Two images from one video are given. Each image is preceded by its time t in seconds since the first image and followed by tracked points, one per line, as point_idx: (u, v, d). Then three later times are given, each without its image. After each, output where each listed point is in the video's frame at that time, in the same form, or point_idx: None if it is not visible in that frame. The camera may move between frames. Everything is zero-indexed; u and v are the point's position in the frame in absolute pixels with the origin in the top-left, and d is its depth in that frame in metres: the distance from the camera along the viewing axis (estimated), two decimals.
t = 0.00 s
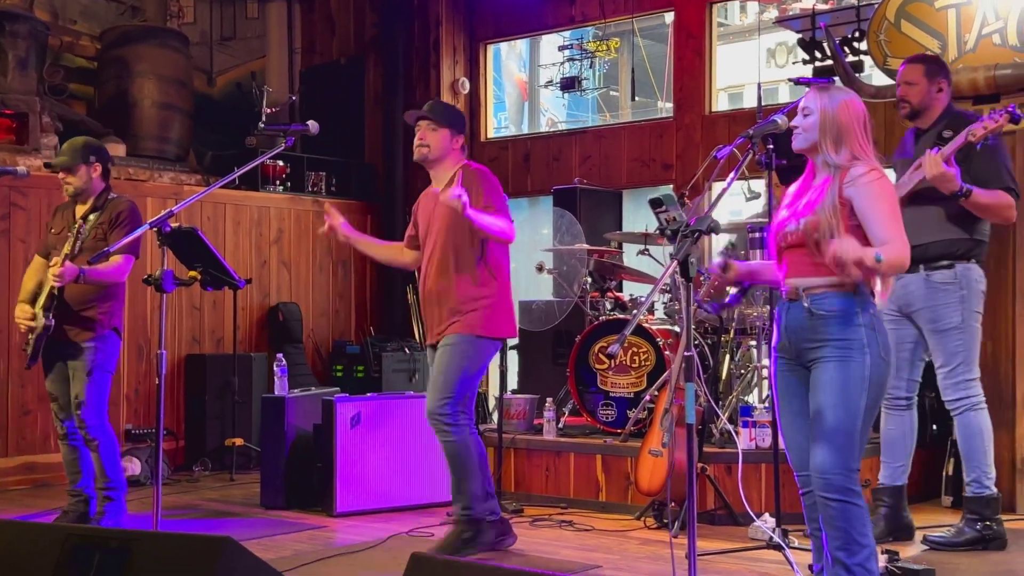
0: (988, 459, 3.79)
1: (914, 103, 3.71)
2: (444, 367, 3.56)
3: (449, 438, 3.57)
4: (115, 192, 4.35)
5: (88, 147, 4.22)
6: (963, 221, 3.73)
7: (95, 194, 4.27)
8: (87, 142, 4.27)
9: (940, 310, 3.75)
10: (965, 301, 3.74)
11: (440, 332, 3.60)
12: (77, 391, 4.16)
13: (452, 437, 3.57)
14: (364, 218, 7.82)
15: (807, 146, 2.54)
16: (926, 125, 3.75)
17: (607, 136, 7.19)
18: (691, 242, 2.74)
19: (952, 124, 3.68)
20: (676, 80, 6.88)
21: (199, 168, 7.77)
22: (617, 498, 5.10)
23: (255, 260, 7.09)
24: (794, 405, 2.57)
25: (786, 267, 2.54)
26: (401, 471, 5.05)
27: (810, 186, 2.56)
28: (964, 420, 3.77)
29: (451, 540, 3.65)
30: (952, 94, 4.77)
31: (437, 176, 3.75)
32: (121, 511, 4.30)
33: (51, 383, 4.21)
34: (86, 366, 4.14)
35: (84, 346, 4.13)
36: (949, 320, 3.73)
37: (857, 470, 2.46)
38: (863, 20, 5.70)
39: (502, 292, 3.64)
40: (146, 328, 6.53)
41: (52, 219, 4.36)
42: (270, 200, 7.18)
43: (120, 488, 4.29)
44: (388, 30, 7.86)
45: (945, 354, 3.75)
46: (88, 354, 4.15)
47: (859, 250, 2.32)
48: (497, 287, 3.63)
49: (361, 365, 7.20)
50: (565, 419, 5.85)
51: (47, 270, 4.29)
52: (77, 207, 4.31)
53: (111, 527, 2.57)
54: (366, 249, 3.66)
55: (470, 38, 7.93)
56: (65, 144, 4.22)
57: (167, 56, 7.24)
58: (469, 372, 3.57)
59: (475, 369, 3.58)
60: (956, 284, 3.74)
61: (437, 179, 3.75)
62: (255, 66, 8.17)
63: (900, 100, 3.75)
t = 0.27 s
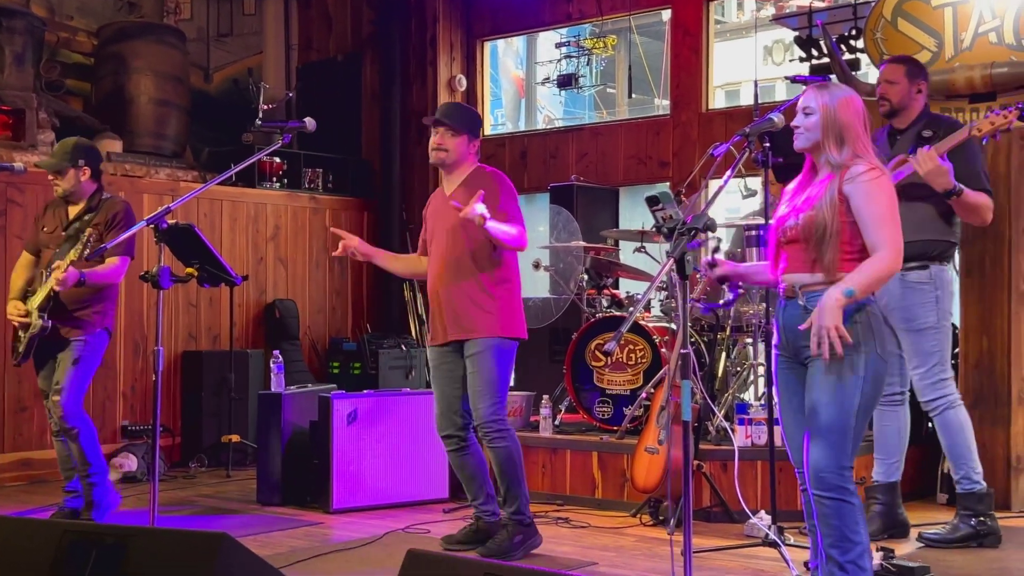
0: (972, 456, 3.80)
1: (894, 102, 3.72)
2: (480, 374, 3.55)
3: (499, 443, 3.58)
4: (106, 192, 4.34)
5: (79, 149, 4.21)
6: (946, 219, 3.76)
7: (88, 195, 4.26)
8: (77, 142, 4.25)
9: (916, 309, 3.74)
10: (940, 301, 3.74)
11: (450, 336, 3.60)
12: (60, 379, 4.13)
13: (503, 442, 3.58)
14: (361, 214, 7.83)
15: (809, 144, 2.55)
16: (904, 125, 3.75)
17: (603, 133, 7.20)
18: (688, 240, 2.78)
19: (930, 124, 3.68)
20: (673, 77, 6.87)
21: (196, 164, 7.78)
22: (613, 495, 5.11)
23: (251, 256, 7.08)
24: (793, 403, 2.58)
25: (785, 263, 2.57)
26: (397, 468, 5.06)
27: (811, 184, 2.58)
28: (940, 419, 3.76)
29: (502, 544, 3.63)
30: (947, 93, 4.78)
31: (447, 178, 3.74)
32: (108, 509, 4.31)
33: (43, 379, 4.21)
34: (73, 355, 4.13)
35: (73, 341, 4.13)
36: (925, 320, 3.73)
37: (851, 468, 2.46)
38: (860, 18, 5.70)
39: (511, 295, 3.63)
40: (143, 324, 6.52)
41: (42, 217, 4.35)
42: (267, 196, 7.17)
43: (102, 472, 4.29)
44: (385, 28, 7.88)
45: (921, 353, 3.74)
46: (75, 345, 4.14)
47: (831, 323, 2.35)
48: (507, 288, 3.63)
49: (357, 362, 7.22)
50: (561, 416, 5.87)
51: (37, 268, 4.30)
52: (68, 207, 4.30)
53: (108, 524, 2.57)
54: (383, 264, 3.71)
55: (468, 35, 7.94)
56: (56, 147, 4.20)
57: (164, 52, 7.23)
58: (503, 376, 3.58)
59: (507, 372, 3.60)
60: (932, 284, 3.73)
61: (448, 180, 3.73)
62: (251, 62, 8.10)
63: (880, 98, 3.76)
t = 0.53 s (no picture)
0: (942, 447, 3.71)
1: (879, 101, 3.67)
2: (481, 364, 3.55)
3: (499, 433, 3.57)
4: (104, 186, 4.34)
5: (82, 143, 4.16)
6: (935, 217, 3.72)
7: (86, 189, 4.25)
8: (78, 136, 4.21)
9: (895, 300, 3.65)
10: (920, 295, 3.66)
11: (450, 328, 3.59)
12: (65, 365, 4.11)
13: (497, 435, 3.56)
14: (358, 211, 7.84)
15: (810, 142, 2.55)
16: (888, 124, 3.73)
17: (601, 130, 7.20)
18: (685, 236, 2.75)
19: (914, 124, 3.67)
20: (670, 74, 6.87)
21: (193, 160, 7.78)
22: (610, 491, 5.11)
23: (248, 253, 7.09)
24: (789, 401, 2.59)
25: (785, 260, 2.58)
26: (395, 464, 5.06)
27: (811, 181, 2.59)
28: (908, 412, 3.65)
29: (499, 539, 3.62)
30: (944, 90, 4.76)
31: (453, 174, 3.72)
32: (84, 503, 4.33)
33: (40, 377, 4.21)
34: (74, 344, 4.11)
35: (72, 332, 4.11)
36: (903, 312, 3.65)
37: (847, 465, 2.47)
38: (858, 15, 5.70)
39: (510, 291, 3.63)
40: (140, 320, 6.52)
41: (36, 213, 4.33)
42: (265, 193, 7.17)
43: (112, 459, 4.27)
44: (383, 25, 7.90)
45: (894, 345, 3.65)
46: (75, 334, 4.12)
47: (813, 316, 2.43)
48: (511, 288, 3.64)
49: (354, 358, 7.22)
50: (558, 413, 5.87)
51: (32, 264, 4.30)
52: (65, 201, 4.28)
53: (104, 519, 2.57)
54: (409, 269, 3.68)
55: (465, 31, 7.94)
56: (59, 139, 4.14)
57: (162, 49, 7.23)
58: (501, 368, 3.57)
59: (504, 364, 3.58)
60: (914, 277, 3.66)
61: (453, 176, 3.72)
62: (249, 58, 8.11)
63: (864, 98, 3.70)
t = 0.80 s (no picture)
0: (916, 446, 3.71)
1: (871, 99, 3.67)
2: (462, 363, 3.53)
3: (476, 433, 3.55)
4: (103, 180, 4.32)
5: (83, 137, 4.15)
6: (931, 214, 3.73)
7: (87, 184, 4.23)
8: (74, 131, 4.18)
9: (891, 294, 3.63)
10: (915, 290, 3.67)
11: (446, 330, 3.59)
12: (83, 375, 4.14)
13: (476, 433, 3.54)
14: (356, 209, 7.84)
15: (808, 137, 2.54)
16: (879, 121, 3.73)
17: (599, 128, 7.20)
18: (682, 234, 2.74)
19: (905, 122, 3.70)
20: (668, 72, 6.88)
21: (191, 158, 7.77)
22: (608, 489, 5.12)
23: (246, 250, 7.09)
24: (791, 398, 2.59)
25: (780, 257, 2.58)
26: (392, 462, 5.06)
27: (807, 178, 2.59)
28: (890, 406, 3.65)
29: (491, 534, 3.61)
30: (941, 87, 4.76)
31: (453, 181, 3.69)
32: (82, 501, 4.34)
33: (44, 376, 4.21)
34: (91, 353, 4.14)
35: (85, 335, 4.12)
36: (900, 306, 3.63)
37: (848, 463, 2.46)
38: (855, 13, 5.71)
39: (504, 300, 3.61)
40: (139, 318, 6.52)
41: (38, 209, 4.32)
42: (262, 190, 7.17)
43: (135, 475, 4.25)
44: (379, 20, 7.87)
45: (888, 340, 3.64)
46: (89, 341, 4.13)
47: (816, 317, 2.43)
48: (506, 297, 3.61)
49: (352, 355, 7.23)
50: (556, 410, 5.87)
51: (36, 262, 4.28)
52: (66, 197, 4.26)
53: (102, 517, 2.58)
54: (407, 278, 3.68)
55: (463, 29, 7.94)
56: (59, 133, 4.12)
57: (159, 46, 7.23)
58: (484, 368, 3.54)
59: (488, 365, 3.55)
60: (909, 273, 3.66)
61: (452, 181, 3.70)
62: (246, 56, 8.06)
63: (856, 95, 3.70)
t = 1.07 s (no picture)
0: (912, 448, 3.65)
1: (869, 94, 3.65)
2: (450, 346, 3.54)
3: (448, 417, 3.54)
4: (112, 175, 4.31)
5: (87, 133, 4.13)
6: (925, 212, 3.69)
7: (95, 179, 4.22)
8: (81, 127, 4.16)
9: (891, 294, 3.62)
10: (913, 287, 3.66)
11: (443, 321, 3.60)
12: (104, 378, 4.15)
13: (447, 417, 3.54)
14: (356, 206, 7.84)
15: (810, 133, 2.54)
16: (877, 118, 3.73)
17: (599, 124, 7.20)
18: (681, 230, 2.76)
19: (903, 117, 3.71)
20: (668, 68, 6.88)
21: (191, 155, 7.77)
22: (608, 485, 5.12)
23: (246, 248, 7.09)
24: (789, 395, 2.59)
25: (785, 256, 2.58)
26: (393, 459, 5.07)
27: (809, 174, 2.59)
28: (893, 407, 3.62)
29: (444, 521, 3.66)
30: (941, 83, 4.76)
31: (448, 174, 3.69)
32: (84, 499, 4.33)
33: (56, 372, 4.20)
34: (112, 354, 4.14)
35: (103, 334, 4.11)
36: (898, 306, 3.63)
37: (846, 459, 2.47)
38: (855, 9, 5.72)
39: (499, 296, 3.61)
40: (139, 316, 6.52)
41: (49, 207, 4.31)
42: (262, 187, 7.18)
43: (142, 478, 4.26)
44: (379, 18, 7.87)
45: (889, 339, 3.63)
46: (111, 341, 4.14)
47: (834, 327, 2.42)
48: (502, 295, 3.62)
49: (352, 353, 7.23)
50: (557, 407, 5.87)
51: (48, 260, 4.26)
52: (74, 193, 4.24)
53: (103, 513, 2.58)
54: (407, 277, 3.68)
55: (462, 26, 7.94)
56: (63, 129, 4.11)
57: (159, 44, 7.23)
58: (468, 358, 3.55)
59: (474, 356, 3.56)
60: (906, 271, 3.65)
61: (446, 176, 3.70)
62: (246, 53, 8.08)
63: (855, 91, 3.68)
